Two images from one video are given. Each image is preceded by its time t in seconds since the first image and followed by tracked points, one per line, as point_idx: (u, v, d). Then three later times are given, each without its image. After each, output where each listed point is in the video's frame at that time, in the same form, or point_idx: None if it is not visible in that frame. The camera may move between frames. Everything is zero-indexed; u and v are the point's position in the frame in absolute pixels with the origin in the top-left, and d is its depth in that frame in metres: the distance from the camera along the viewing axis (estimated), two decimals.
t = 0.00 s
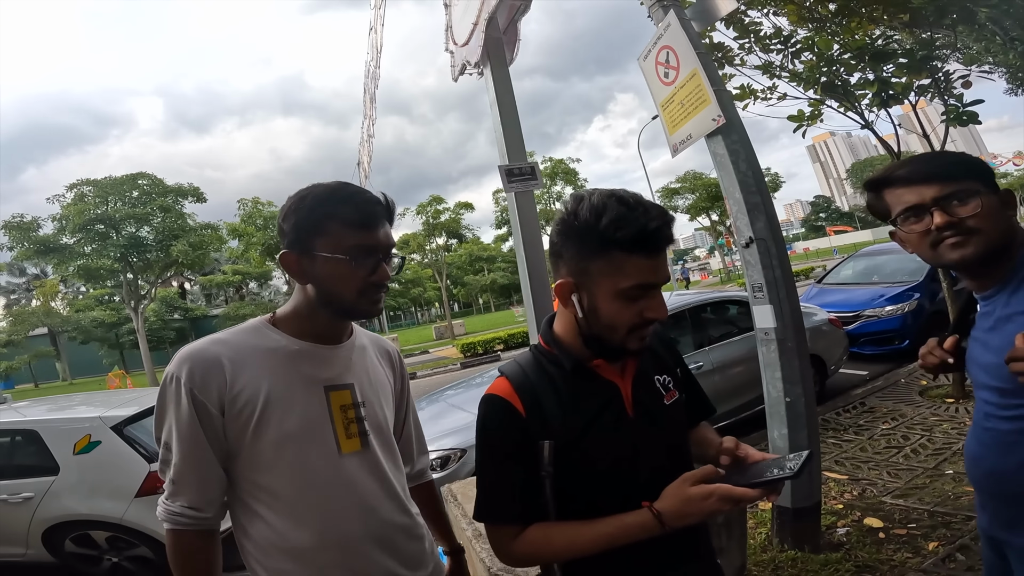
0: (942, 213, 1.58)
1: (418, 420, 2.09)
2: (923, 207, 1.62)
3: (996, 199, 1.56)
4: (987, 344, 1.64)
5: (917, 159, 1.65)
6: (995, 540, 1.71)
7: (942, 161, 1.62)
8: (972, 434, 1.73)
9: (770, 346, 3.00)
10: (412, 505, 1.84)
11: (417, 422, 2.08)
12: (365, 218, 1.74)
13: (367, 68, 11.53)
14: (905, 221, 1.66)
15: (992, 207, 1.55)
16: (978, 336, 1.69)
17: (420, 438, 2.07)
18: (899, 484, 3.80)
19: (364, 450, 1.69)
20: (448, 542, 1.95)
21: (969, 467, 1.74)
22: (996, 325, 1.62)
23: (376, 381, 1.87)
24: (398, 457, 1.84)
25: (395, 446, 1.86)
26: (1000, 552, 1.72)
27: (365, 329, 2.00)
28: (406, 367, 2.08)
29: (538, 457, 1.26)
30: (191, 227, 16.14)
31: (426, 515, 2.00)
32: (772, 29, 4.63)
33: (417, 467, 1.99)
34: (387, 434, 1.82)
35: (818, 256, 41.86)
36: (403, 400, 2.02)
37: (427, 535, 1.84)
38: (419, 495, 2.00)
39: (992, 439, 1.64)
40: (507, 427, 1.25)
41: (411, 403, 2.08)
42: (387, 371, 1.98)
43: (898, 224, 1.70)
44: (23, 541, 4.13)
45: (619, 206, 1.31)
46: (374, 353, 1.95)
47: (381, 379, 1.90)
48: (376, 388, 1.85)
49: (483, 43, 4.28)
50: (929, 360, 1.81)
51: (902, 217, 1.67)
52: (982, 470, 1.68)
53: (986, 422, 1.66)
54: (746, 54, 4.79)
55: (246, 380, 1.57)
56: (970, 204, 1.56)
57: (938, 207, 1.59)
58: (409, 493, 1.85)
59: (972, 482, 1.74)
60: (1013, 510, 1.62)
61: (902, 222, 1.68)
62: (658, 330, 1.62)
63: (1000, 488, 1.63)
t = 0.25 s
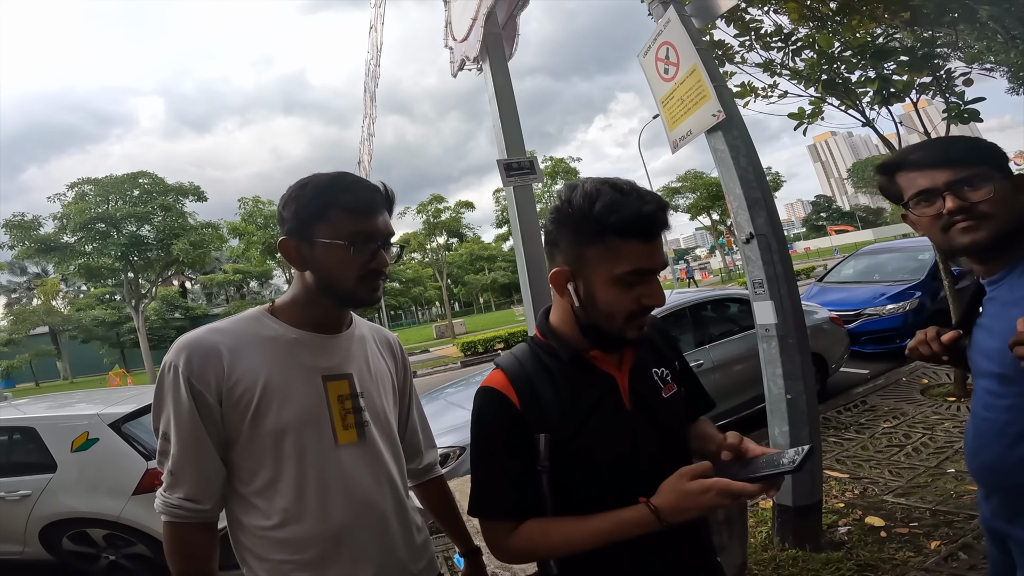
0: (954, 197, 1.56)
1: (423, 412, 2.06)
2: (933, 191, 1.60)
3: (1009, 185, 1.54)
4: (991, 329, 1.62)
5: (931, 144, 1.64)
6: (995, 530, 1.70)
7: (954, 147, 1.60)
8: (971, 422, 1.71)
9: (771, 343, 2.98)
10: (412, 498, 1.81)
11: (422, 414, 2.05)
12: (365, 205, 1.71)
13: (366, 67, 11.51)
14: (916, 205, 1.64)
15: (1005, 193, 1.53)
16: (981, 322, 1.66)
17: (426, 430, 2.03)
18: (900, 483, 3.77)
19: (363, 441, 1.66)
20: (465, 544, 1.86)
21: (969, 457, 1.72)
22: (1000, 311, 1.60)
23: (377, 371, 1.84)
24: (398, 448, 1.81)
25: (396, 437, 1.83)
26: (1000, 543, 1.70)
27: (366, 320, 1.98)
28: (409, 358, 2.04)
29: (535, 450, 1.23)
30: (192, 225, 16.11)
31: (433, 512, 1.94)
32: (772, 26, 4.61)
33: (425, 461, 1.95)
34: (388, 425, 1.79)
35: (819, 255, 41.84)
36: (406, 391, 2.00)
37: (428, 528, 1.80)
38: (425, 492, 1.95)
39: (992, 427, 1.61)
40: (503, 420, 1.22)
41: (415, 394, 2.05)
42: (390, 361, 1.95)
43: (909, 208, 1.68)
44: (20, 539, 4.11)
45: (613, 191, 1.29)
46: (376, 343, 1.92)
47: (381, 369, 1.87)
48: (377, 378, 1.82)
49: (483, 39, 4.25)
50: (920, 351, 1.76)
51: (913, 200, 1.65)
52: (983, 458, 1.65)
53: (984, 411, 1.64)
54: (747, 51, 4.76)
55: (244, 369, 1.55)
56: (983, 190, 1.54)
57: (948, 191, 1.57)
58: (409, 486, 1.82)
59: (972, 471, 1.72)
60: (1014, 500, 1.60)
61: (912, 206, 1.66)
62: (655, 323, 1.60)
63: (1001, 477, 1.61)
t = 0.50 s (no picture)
0: (951, 188, 1.54)
1: (414, 410, 2.04)
2: (933, 180, 1.58)
3: (1012, 177, 1.52)
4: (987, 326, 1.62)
5: (935, 133, 1.62)
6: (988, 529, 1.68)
7: (961, 136, 1.57)
8: (968, 422, 1.71)
9: (768, 342, 2.96)
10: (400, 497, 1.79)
11: (413, 412, 2.03)
12: (354, 201, 1.69)
13: (366, 66, 11.49)
14: (916, 194, 1.64)
15: (1005, 185, 1.51)
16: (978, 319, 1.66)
17: (417, 429, 2.02)
18: (899, 483, 3.75)
19: (350, 438, 1.65)
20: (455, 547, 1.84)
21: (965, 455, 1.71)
22: (995, 308, 1.60)
23: (368, 368, 1.82)
24: (387, 447, 1.79)
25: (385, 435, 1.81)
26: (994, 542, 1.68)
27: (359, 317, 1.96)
28: (402, 356, 2.02)
29: (524, 449, 1.22)
30: (191, 225, 16.09)
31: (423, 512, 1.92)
32: (771, 25, 4.59)
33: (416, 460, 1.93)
34: (377, 422, 1.77)
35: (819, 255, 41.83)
36: (397, 388, 1.98)
37: (415, 527, 1.78)
38: (419, 492, 1.93)
39: (985, 425, 1.61)
40: (491, 417, 1.21)
41: (406, 392, 2.03)
42: (381, 358, 1.93)
43: (910, 196, 1.67)
44: (16, 538, 4.09)
45: (599, 186, 1.27)
46: (368, 340, 1.90)
47: (372, 366, 1.85)
48: (367, 375, 1.80)
49: (480, 37, 4.23)
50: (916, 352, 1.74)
51: (913, 189, 1.64)
52: (976, 456, 1.65)
53: (980, 409, 1.64)
54: (746, 50, 4.74)
55: (231, 363, 1.54)
56: (982, 181, 1.52)
57: (948, 180, 1.55)
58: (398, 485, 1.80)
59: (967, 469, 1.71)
60: (1004, 497, 1.58)
61: (913, 194, 1.65)
62: (648, 320, 1.58)
63: (992, 474, 1.60)
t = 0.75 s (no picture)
0: (951, 197, 1.54)
1: (415, 412, 2.04)
2: (934, 188, 1.58)
3: (1013, 186, 1.51)
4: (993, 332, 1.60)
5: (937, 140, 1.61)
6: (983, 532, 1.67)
7: (963, 144, 1.56)
8: (970, 426, 1.69)
9: (768, 343, 2.96)
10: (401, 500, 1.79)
11: (414, 415, 2.03)
12: (356, 206, 1.69)
13: (366, 66, 11.50)
14: (916, 202, 1.63)
15: (1007, 195, 1.50)
16: (982, 325, 1.64)
17: (416, 431, 2.02)
18: (899, 483, 3.75)
19: (353, 442, 1.65)
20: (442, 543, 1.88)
21: (966, 459, 1.70)
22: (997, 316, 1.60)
23: (371, 371, 1.82)
24: (389, 450, 1.79)
25: (387, 439, 1.81)
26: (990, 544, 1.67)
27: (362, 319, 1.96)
28: (404, 358, 2.02)
29: (519, 452, 1.22)
30: (192, 225, 16.06)
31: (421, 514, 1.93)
32: (771, 24, 4.58)
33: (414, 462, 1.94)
34: (379, 425, 1.77)
35: (819, 254, 41.84)
36: (399, 391, 1.98)
37: (415, 530, 1.78)
38: (412, 493, 1.94)
39: (992, 430, 1.59)
40: (487, 420, 1.21)
41: (408, 394, 2.03)
42: (384, 361, 1.93)
43: (910, 203, 1.67)
44: (16, 539, 4.09)
45: (593, 190, 1.27)
46: (371, 342, 1.89)
47: (375, 369, 1.84)
48: (370, 378, 1.80)
49: (480, 37, 4.23)
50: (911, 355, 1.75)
51: (914, 197, 1.64)
52: (982, 461, 1.62)
53: (985, 414, 1.62)
54: (745, 49, 4.73)
55: (236, 366, 1.54)
56: (983, 192, 1.51)
57: (948, 190, 1.55)
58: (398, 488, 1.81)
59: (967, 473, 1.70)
60: (1009, 501, 1.57)
61: (913, 201, 1.65)
62: (646, 323, 1.58)
63: (998, 478, 1.58)
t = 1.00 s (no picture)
0: (951, 200, 1.54)
1: (416, 412, 2.05)
2: (934, 191, 1.58)
3: (1014, 188, 1.51)
4: (998, 330, 1.58)
5: (936, 142, 1.61)
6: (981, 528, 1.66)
7: (963, 147, 1.55)
8: (972, 423, 1.68)
9: (769, 342, 2.95)
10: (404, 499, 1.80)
11: (414, 414, 2.03)
12: (359, 207, 1.69)
13: (365, 65, 11.50)
14: (917, 205, 1.63)
15: (1008, 197, 1.50)
16: (983, 323, 1.63)
17: (416, 431, 2.02)
18: (901, 483, 3.75)
19: (357, 441, 1.64)
20: (442, 539, 1.87)
21: (967, 456, 1.68)
22: (998, 317, 1.58)
23: (373, 371, 1.82)
24: (391, 449, 1.79)
25: (389, 439, 1.81)
26: (989, 541, 1.67)
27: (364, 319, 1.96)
28: (405, 358, 2.02)
29: (517, 451, 1.22)
30: (192, 225, 16.06)
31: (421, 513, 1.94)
32: (772, 24, 4.58)
33: (414, 461, 1.94)
34: (381, 425, 1.77)
35: (820, 253, 41.80)
36: (400, 391, 1.98)
37: (416, 530, 1.78)
38: (410, 492, 1.94)
39: (996, 428, 1.58)
40: (485, 419, 1.22)
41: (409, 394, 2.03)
42: (386, 361, 1.93)
43: (912, 206, 1.67)
44: (17, 539, 4.09)
45: (597, 185, 1.28)
46: (372, 342, 1.89)
47: (377, 369, 1.85)
48: (373, 378, 1.80)
49: (480, 37, 4.23)
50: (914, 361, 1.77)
51: (914, 200, 1.63)
52: (987, 458, 1.61)
53: (989, 412, 1.61)
54: (746, 49, 4.73)
55: (241, 366, 1.54)
56: (984, 194, 1.51)
57: (948, 193, 1.55)
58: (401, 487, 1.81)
59: (968, 470, 1.68)
60: (1013, 497, 1.55)
61: (914, 204, 1.65)
62: (647, 323, 1.57)
63: (1003, 474, 1.56)
